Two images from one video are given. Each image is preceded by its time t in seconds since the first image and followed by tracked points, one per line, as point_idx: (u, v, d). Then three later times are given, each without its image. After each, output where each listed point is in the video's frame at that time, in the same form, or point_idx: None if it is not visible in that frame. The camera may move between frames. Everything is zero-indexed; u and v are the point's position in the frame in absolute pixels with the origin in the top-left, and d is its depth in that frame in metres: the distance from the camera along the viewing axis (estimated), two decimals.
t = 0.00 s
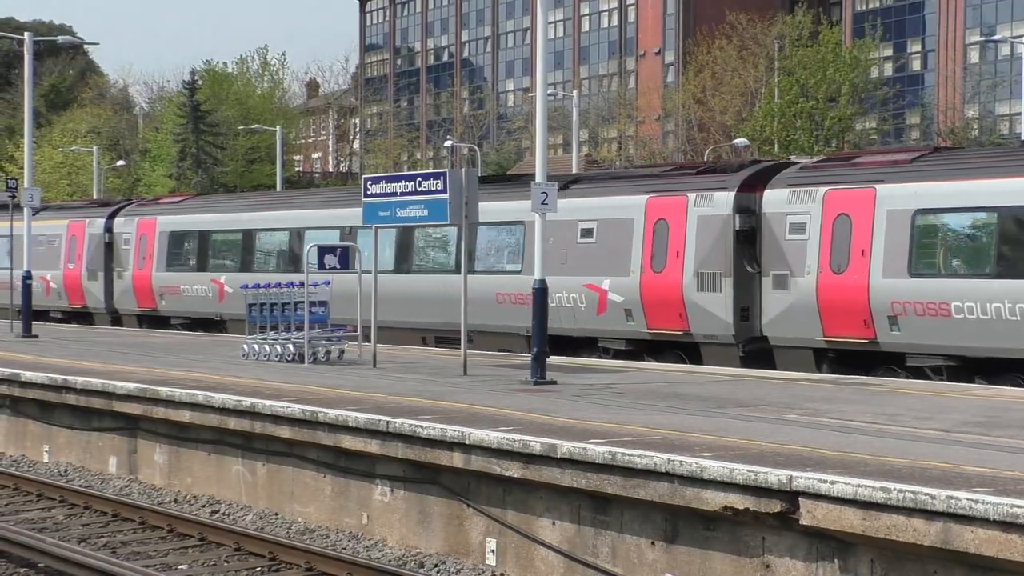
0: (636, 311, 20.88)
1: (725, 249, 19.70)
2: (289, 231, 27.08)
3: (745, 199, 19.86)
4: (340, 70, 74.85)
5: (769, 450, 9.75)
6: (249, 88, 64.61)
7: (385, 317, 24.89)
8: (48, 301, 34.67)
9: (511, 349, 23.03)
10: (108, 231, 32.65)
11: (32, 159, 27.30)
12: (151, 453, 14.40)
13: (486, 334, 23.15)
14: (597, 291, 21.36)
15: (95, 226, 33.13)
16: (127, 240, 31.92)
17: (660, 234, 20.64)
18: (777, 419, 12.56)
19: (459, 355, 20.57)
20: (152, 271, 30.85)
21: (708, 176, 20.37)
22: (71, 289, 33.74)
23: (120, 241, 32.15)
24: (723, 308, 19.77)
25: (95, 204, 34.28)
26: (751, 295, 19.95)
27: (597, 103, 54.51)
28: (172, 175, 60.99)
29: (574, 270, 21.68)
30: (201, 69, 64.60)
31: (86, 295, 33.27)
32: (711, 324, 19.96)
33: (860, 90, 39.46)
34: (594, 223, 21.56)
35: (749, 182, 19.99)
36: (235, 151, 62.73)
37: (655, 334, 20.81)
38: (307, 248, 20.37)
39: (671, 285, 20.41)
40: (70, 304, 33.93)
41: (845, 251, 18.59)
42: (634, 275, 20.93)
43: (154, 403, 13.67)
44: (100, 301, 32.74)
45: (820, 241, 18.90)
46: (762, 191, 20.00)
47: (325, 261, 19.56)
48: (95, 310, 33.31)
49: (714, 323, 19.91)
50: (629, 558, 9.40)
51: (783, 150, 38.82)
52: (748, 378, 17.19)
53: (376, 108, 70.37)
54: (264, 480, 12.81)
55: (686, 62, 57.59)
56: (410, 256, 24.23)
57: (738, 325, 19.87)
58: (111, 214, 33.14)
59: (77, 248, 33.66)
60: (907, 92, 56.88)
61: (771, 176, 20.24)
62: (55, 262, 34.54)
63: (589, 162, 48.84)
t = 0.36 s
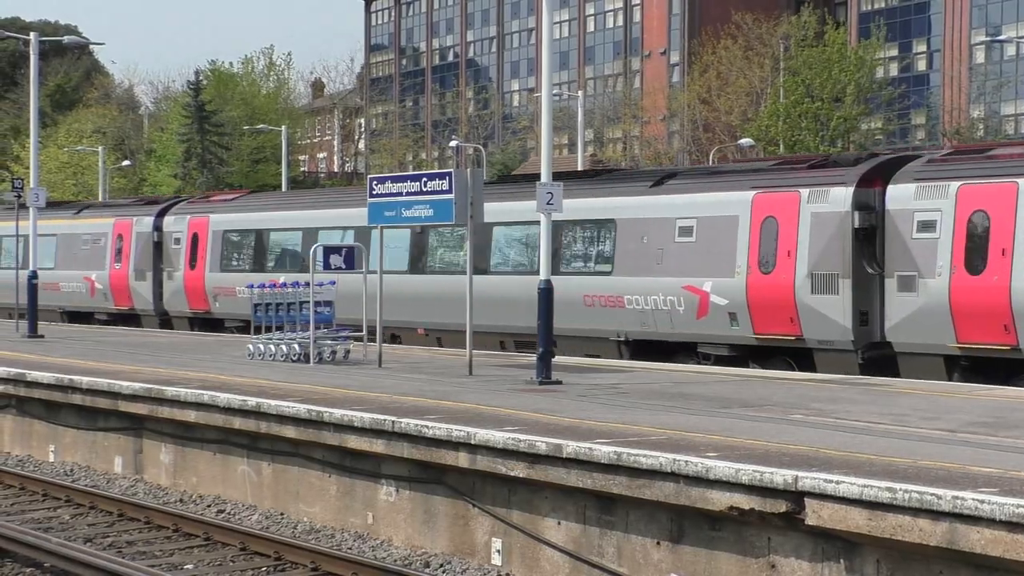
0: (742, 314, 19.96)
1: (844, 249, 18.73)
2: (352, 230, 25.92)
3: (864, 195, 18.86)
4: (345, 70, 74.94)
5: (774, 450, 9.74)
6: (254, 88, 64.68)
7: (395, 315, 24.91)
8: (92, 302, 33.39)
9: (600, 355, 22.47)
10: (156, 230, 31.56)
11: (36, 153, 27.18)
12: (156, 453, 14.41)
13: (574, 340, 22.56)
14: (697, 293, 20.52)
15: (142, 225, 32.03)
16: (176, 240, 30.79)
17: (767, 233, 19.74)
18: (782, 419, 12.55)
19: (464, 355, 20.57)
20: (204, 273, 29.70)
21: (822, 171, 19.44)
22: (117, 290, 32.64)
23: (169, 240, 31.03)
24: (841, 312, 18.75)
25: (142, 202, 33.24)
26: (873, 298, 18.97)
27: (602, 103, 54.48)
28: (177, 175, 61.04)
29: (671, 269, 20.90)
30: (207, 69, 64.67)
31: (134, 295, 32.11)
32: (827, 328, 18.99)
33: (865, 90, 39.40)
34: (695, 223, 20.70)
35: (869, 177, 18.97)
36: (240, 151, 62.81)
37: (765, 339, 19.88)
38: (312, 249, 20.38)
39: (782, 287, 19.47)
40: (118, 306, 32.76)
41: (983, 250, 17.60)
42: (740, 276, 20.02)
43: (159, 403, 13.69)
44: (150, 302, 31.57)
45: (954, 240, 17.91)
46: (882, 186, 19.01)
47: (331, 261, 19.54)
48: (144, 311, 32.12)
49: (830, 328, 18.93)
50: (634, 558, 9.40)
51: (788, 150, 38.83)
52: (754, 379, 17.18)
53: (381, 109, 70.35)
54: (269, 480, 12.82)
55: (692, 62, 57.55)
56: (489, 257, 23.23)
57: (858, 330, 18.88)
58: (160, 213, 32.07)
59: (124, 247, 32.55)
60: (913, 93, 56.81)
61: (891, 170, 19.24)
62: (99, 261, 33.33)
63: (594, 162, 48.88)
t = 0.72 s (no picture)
0: (853, 317, 18.29)
1: (971, 247, 17.00)
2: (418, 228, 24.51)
3: (992, 189, 17.17)
4: (342, 69, 74.87)
5: (770, 450, 9.74)
6: (251, 87, 64.62)
7: (400, 317, 24.71)
8: (131, 304, 31.53)
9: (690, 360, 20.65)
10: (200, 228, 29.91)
11: (31, 145, 27.01)
12: (153, 453, 14.40)
13: (658, 345, 20.80)
14: (802, 295, 18.85)
15: (185, 223, 30.34)
16: (222, 238, 29.14)
17: (882, 230, 18.04)
18: (779, 418, 12.56)
19: (461, 355, 20.53)
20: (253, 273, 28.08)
21: (941, 164, 17.77)
22: (158, 291, 30.88)
23: (215, 238, 29.38)
24: (968, 315, 17.04)
25: (184, 200, 31.62)
26: (999, 300, 17.28)
27: (599, 102, 54.44)
28: (174, 174, 60.90)
29: (772, 269, 19.23)
30: (203, 68, 64.57)
31: (176, 296, 30.40)
32: (949, 333, 17.28)
33: (862, 89, 39.36)
34: (798, 220, 19.03)
35: (997, 169, 17.28)
36: (237, 150, 62.73)
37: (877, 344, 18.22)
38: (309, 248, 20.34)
39: (899, 289, 17.77)
40: (159, 307, 31.00)
41: None
42: (850, 275, 18.36)
43: (155, 402, 13.68)
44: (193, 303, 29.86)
45: None
46: (1011, 179, 17.32)
47: (328, 260, 19.55)
48: (186, 313, 30.38)
49: (953, 333, 17.23)
50: (631, 558, 9.40)
51: (785, 149, 38.87)
52: (752, 378, 17.18)
53: (377, 108, 70.27)
54: (266, 480, 12.81)
55: (689, 61, 57.53)
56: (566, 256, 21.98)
57: (984, 335, 17.12)
58: (205, 211, 30.37)
59: (165, 246, 30.82)
60: (909, 92, 56.77)
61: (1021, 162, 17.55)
62: (138, 260, 31.52)
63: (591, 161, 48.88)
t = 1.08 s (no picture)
0: (981, 323, 16.98)
1: None
2: (489, 227, 22.99)
3: None
4: (337, 69, 74.82)
5: (766, 450, 9.75)
6: (246, 87, 64.59)
7: (424, 318, 23.91)
8: (171, 305, 29.67)
9: (790, 366, 19.44)
10: (246, 226, 28.14)
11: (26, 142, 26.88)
12: (147, 453, 14.39)
13: (756, 351, 19.55)
14: (921, 298, 17.49)
15: (229, 220, 28.51)
16: (270, 237, 27.54)
17: (1014, 231, 16.77)
18: (774, 418, 12.57)
19: (456, 355, 20.50)
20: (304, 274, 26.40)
21: None
22: (199, 291, 29.03)
23: (262, 237, 27.71)
24: None
25: (227, 197, 29.76)
26: None
27: (594, 102, 54.50)
28: (168, 174, 60.86)
29: (887, 271, 17.88)
30: (198, 67, 64.55)
31: (220, 298, 28.60)
32: None
33: (857, 89, 39.39)
34: (916, 217, 17.69)
35: None
36: (231, 150, 62.68)
37: (1006, 351, 16.95)
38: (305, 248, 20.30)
39: None
40: (200, 309, 29.15)
41: None
42: (977, 278, 17.05)
43: (150, 402, 13.67)
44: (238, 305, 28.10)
45: None
46: None
47: (322, 259, 19.53)
48: (230, 315, 28.61)
49: None
50: (626, 558, 9.40)
51: (780, 149, 38.95)
52: (747, 378, 17.19)
53: (372, 108, 70.26)
54: (260, 480, 12.81)
55: (683, 61, 57.54)
56: (651, 256, 20.65)
57: None
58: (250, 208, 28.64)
59: (208, 244, 28.97)
60: (903, 92, 56.86)
61: None
62: (178, 260, 29.64)
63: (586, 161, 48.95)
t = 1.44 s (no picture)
0: None
1: None
2: (568, 222, 21.75)
3: None
4: (333, 68, 74.80)
5: (762, 449, 9.74)
6: (241, 86, 64.56)
7: (495, 320, 22.58)
8: (216, 307, 28.57)
9: (907, 373, 18.03)
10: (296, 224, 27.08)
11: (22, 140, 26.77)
12: (143, 452, 14.37)
13: (870, 356, 18.21)
14: None
15: (280, 218, 27.57)
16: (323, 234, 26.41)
17: None
18: (771, 417, 12.57)
19: (452, 354, 20.48)
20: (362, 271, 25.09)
21: None
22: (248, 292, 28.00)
23: (315, 234, 26.66)
24: None
25: (275, 193, 28.68)
26: None
27: (589, 101, 54.54)
28: (164, 173, 60.78)
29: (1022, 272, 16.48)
30: (193, 66, 64.49)
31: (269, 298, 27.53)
32: None
33: (853, 88, 39.37)
34: None
35: None
36: (227, 149, 62.66)
37: None
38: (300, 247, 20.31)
39: None
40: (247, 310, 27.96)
41: None
42: None
43: (145, 401, 13.66)
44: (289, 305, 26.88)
45: None
46: None
47: (318, 259, 19.54)
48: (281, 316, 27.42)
49: None
50: (622, 557, 9.41)
51: (776, 148, 39.00)
52: (744, 377, 17.19)
53: (368, 107, 70.22)
54: (256, 479, 12.80)
55: (679, 60, 57.53)
56: (750, 255, 19.38)
57: None
58: (302, 205, 27.60)
59: (257, 243, 28.04)
60: (899, 91, 56.93)
61: None
62: (224, 259, 28.60)
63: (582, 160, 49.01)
